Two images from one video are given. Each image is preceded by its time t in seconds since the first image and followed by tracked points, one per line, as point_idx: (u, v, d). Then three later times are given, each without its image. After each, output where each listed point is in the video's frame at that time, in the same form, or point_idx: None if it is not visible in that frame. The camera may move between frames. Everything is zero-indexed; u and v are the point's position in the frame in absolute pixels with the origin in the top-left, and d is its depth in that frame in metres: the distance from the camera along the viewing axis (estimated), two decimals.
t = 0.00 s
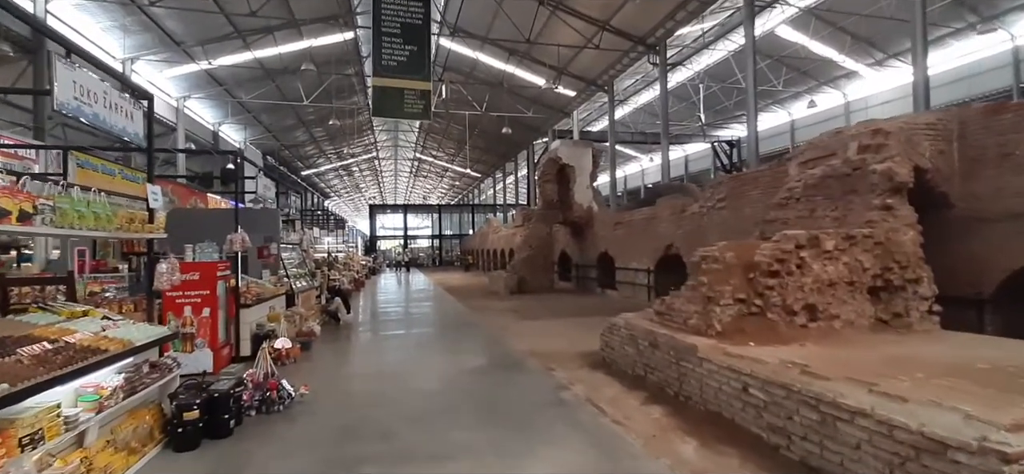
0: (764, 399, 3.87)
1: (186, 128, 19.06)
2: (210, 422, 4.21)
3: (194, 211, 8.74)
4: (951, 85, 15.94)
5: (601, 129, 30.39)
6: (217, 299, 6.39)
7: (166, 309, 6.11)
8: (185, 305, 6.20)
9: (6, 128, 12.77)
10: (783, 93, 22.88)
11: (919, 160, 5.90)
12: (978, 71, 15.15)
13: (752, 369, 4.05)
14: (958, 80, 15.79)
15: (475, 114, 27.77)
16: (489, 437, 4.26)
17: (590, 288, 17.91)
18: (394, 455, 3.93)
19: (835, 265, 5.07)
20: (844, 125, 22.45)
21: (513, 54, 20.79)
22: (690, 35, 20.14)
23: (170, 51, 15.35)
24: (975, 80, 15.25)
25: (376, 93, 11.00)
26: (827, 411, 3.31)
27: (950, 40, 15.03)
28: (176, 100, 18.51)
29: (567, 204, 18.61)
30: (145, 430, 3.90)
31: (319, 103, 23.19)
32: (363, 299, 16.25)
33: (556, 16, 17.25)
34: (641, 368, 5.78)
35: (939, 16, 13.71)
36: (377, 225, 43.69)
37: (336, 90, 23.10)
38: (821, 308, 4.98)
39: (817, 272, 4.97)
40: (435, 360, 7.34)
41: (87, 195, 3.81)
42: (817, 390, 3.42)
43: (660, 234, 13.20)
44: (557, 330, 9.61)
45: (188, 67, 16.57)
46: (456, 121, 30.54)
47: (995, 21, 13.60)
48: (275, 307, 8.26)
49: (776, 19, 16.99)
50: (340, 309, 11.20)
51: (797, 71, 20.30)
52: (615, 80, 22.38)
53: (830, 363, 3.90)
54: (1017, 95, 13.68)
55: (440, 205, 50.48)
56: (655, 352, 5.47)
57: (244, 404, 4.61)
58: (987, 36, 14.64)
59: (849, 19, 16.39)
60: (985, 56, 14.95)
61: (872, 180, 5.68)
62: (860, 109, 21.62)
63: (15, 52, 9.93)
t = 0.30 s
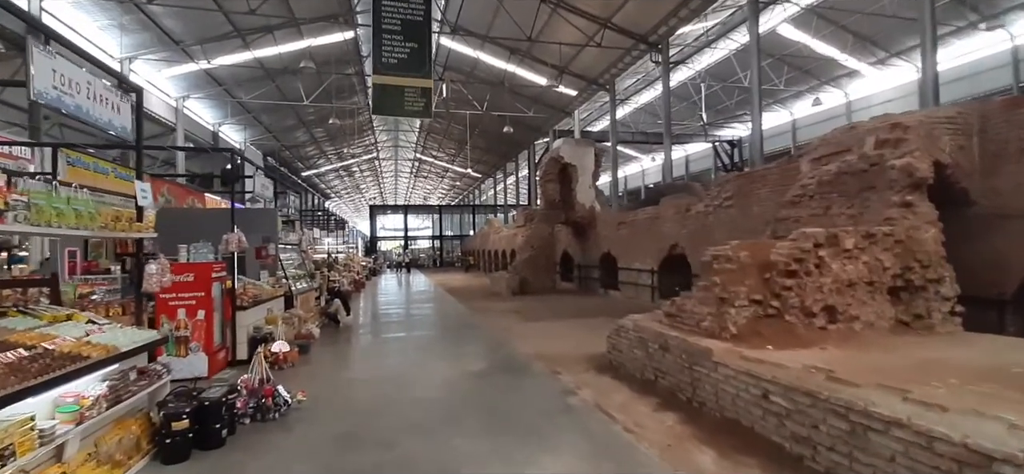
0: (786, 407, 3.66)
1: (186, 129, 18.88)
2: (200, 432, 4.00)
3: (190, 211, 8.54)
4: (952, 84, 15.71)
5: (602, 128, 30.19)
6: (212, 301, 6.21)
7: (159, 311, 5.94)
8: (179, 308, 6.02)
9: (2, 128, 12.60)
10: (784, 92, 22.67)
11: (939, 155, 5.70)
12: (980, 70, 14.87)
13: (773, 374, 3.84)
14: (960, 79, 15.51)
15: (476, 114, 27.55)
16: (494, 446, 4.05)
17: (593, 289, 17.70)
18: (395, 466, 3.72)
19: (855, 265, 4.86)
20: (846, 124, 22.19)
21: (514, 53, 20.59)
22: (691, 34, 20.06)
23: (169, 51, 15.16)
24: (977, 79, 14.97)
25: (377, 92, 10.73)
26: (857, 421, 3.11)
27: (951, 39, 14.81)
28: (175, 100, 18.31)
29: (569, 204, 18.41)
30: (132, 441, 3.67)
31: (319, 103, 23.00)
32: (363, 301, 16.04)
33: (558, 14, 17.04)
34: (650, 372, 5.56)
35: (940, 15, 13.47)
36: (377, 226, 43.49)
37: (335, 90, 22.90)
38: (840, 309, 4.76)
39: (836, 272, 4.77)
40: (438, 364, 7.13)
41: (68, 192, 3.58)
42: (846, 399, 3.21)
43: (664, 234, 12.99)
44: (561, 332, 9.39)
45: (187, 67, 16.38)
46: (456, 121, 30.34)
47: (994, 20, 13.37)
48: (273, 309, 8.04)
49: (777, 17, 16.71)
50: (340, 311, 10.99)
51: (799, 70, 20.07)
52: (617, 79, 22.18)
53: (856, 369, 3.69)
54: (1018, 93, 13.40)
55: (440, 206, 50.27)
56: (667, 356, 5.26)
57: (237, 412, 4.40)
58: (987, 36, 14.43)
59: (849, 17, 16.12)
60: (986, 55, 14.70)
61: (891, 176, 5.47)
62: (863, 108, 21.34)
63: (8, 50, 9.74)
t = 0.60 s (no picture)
0: (826, 422, 3.39)
1: (199, 129, 18.92)
2: (203, 442, 3.83)
3: (200, 210, 8.50)
4: (979, 78, 14.98)
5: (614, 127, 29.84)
6: (219, 303, 6.05)
7: (165, 313, 5.80)
8: (186, 311, 5.87)
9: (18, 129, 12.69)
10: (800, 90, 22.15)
11: (981, 150, 5.36)
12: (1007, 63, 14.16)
13: (811, 385, 3.59)
14: (987, 73, 14.77)
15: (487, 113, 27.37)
16: (510, 459, 3.83)
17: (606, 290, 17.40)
18: None
19: (893, 267, 4.56)
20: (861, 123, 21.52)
21: (525, 51, 20.36)
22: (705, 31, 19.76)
23: (181, 51, 15.13)
24: (1002, 74, 14.29)
25: (388, 90, 10.50)
26: (909, 439, 2.84)
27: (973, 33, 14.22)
28: (188, 101, 18.33)
29: (582, 204, 18.13)
30: (131, 451, 3.53)
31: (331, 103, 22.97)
32: (374, 301, 15.91)
33: (570, 11, 16.77)
34: (672, 379, 5.31)
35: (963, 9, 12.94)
36: (388, 226, 43.50)
37: (347, 90, 22.79)
38: (878, 315, 4.47)
39: (873, 275, 4.48)
40: (450, 368, 6.92)
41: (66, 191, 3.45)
42: (896, 415, 2.94)
43: (679, 234, 12.67)
44: (575, 335, 9.14)
45: (200, 67, 16.41)
46: (467, 121, 30.17)
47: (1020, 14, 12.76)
48: (282, 310, 7.89)
49: (793, 13, 16.24)
50: (350, 312, 10.85)
51: (815, 67, 19.54)
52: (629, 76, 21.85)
53: (901, 382, 3.41)
54: None
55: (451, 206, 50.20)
56: (690, 363, 5.00)
57: (242, 420, 4.23)
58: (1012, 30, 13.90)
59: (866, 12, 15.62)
60: (1011, 49, 14.11)
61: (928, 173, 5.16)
62: (881, 105, 20.72)
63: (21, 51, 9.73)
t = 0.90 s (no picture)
0: (868, 432, 3.16)
1: (208, 130, 18.90)
2: (206, 449, 3.68)
3: (208, 210, 8.46)
4: (1003, 72, 14.43)
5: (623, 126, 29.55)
6: (225, 304, 5.90)
7: (171, 314, 5.70)
8: (191, 311, 5.74)
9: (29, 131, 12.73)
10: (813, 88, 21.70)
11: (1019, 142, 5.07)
12: None
13: (849, 391, 3.36)
14: (1010, 66, 14.22)
15: (495, 112, 27.18)
16: (526, 468, 3.63)
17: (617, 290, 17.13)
18: None
19: (930, 266, 4.30)
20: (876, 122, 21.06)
21: (534, 50, 20.16)
22: (716, 28, 19.42)
23: (191, 52, 15.06)
24: None
25: (396, 89, 10.36)
26: (964, 452, 2.61)
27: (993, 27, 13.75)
28: (197, 102, 18.31)
29: (592, 203, 17.87)
30: (131, 459, 3.35)
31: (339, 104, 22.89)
32: (383, 302, 15.77)
33: (579, 8, 16.54)
34: (693, 383, 5.09)
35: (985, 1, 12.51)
36: (397, 226, 43.48)
37: (355, 91, 22.74)
38: (915, 316, 4.21)
39: (910, 274, 4.23)
40: (460, 370, 6.71)
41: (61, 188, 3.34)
42: (949, 425, 2.71)
43: (693, 233, 12.38)
44: (588, 336, 8.91)
45: (209, 68, 16.37)
46: (475, 121, 30.01)
47: None
48: (289, 311, 7.73)
49: (806, 8, 15.81)
50: (359, 313, 10.70)
51: (827, 64, 19.01)
52: (639, 74, 21.56)
53: (949, 390, 3.17)
54: None
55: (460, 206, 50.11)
56: (713, 366, 4.77)
57: (246, 426, 4.07)
58: None
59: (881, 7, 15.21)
60: None
61: (964, 167, 4.88)
62: (897, 101, 20.23)
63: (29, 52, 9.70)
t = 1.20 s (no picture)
0: (906, 449, 2.91)
1: (207, 130, 18.70)
2: (192, 464, 3.45)
3: (202, 209, 8.35)
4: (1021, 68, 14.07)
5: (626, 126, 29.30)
6: (218, 307, 5.68)
7: (162, 317, 5.48)
8: (183, 315, 5.52)
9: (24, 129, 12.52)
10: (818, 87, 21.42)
11: None
12: None
13: (883, 403, 3.11)
14: None
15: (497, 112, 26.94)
16: None
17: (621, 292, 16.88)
18: None
19: (963, 268, 4.05)
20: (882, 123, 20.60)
21: (536, 48, 19.92)
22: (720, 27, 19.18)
23: (190, 51, 14.84)
24: None
25: (396, 87, 10.13)
26: None
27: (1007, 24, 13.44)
28: (197, 102, 18.13)
29: (596, 204, 17.62)
30: None
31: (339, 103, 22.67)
32: (384, 303, 15.54)
33: (583, 5, 16.29)
34: (708, 391, 4.85)
35: None
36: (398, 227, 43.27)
37: (355, 90, 22.54)
38: (946, 322, 3.97)
39: (942, 277, 3.99)
40: (463, 376, 6.48)
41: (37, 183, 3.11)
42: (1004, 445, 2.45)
43: (699, 234, 12.13)
44: (594, 340, 8.67)
45: (208, 67, 16.17)
46: (476, 121, 29.79)
47: None
48: (286, 314, 7.50)
49: (812, 6, 15.55)
50: (358, 315, 10.50)
51: (832, 63, 18.68)
52: (642, 73, 21.30)
53: (995, 404, 2.92)
54: None
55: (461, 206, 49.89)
56: (730, 374, 4.52)
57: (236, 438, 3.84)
58: None
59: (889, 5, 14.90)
60: None
61: (994, 164, 4.63)
62: (904, 101, 19.73)
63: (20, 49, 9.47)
